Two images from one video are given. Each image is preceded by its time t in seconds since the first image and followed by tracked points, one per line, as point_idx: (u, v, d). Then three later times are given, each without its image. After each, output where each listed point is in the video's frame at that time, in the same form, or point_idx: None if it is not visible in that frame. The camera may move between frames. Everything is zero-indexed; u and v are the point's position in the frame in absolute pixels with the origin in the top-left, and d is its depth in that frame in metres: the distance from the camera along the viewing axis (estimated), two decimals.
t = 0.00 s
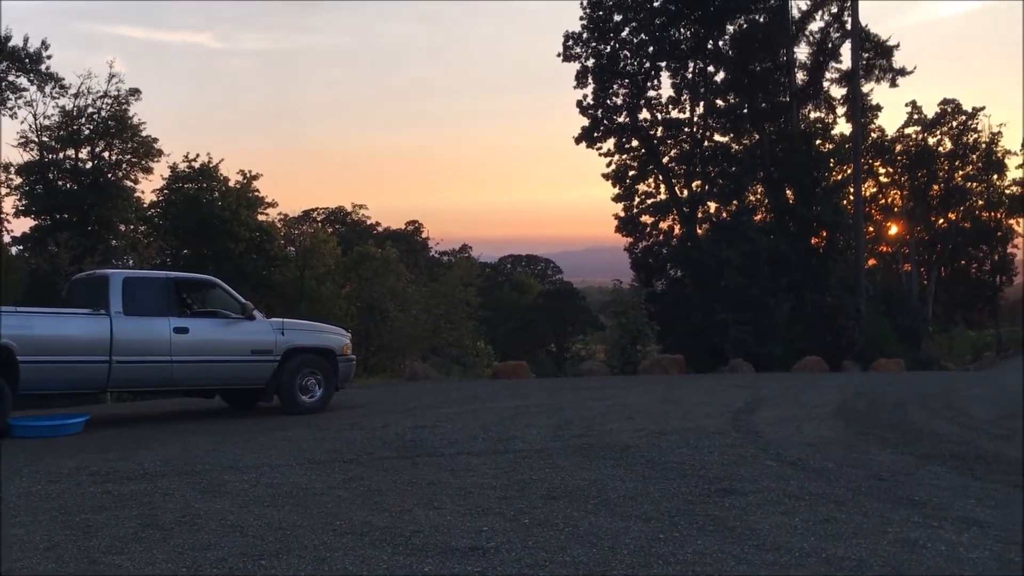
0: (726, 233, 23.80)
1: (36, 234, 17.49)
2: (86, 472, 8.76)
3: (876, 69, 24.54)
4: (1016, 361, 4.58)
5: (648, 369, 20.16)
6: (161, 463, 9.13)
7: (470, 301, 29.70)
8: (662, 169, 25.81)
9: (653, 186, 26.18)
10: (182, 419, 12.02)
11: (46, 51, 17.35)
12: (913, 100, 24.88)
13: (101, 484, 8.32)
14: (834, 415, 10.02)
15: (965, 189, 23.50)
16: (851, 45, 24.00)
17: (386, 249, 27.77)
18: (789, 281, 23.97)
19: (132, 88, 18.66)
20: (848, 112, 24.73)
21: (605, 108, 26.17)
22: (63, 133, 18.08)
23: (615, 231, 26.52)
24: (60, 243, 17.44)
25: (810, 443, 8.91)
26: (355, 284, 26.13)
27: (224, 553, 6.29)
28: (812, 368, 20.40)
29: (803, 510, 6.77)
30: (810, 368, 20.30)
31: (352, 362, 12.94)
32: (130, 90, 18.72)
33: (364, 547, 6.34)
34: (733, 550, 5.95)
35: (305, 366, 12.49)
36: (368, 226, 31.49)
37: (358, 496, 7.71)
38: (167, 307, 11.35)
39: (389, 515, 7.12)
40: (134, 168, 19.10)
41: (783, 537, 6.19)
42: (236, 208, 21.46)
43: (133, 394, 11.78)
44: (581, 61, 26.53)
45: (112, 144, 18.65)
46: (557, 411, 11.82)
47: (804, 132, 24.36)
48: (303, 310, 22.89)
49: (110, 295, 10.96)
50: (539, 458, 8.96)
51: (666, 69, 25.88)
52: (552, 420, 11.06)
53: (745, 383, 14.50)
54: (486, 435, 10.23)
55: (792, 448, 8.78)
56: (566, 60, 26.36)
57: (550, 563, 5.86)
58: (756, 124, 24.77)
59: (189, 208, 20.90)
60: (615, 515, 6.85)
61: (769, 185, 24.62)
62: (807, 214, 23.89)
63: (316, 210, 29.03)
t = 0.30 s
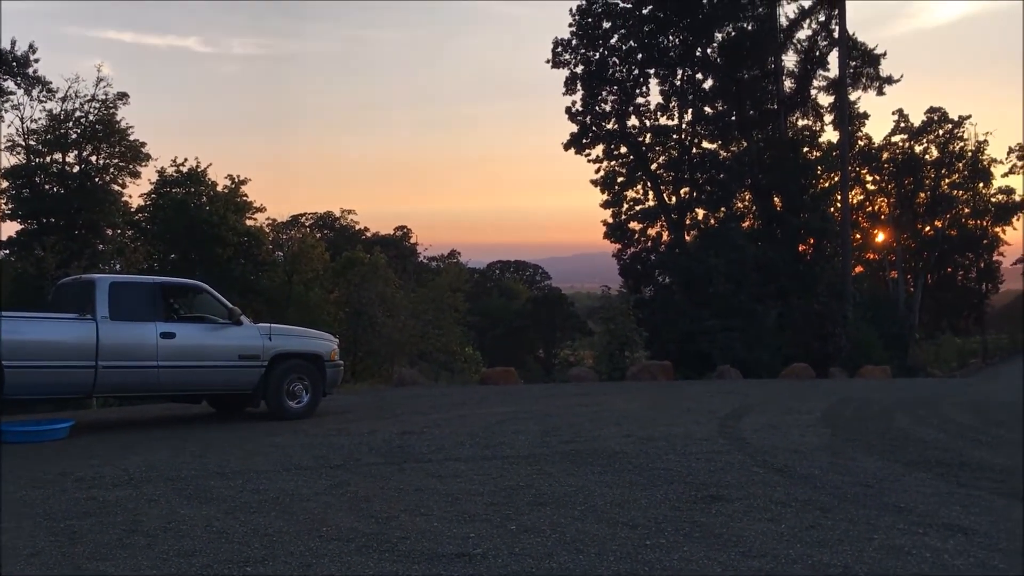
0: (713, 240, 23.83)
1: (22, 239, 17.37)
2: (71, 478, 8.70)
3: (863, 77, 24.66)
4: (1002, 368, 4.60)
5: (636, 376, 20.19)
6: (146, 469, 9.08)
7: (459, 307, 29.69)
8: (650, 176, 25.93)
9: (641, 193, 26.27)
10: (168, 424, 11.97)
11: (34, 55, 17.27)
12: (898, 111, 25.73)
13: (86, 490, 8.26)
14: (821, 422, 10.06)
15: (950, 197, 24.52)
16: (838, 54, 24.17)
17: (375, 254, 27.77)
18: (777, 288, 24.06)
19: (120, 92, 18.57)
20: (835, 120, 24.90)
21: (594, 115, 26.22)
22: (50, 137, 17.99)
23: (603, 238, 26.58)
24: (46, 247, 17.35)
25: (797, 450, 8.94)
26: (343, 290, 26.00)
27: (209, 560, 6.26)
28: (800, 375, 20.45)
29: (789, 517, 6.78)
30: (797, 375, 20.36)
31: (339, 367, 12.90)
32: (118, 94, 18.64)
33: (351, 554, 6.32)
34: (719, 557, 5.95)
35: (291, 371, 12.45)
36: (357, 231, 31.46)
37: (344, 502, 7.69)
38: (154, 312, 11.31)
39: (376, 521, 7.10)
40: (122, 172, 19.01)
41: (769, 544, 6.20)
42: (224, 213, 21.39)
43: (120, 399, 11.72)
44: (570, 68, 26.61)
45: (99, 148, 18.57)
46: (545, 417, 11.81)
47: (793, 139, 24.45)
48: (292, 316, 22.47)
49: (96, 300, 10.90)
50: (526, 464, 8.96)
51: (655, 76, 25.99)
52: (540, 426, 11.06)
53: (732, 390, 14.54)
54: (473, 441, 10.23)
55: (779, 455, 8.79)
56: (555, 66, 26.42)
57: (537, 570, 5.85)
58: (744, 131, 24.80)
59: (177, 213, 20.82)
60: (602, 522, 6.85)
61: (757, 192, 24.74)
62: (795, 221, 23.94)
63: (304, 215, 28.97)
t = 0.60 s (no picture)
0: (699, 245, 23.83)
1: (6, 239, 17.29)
2: (53, 479, 8.63)
3: (850, 84, 24.84)
4: (987, 374, 4.63)
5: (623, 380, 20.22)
6: (130, 471, 9.01)
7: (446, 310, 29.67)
8: (637, 180, 25.94)
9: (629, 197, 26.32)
10: (152, 426, 11.90)
11: (20, 54, 17.21)
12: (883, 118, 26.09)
13: (68, 491, 8.19)
14: (805, 427, 10.10)
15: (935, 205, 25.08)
16: (825, 61, 24.32)
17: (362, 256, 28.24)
18: (763, 293, 24.15)
19: (106, 92, 18.52)
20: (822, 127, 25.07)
21: (582, 119, 26.29)
22: (35, 136, 17.94)
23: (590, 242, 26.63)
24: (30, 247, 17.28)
25: (782, 455, 8.97)
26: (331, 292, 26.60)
27: (192, 562, 6.21)
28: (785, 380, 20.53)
29: (774, 522, 6.80)
30: (782, 380, 20.44)
31: (325, 369, 12.87)
32: (105, 94, 18.60)
33: (335, 557, 6.29)
34: (704, 562, 5.96)
35: (277, 373, 12.40)
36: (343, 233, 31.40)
37: (329, 505, 7.67)
38: (139, 312, 11.25)
39: (360, 524, 7.08)
40: (108, 172, 18.97)
41: (754, 548, 6.21)
42: (210, 214, 21.40)
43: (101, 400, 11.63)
44: (558, 72, 26.65)
45: (85, 148, 18.54)
46: (531, 421, 11.81)
47: (779, 145, 24.59)
48: (278, 318, 22.70)
49: (81, 299, 10.79)
50: (511, 468, 8.96)
51: (643, 81, 26.08)
52: (526, 430, 11.06)
53: (718, 395, 14.59)
54: (459, 444, 10.22)
55: (764, 459, 8.82)
56: (543, 70, 26.47)
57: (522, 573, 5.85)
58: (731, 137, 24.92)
59: (164, 214, 20.77)
60: (587, 526, 6.85)
61: (744, 198, 24.93)
62: (781, 227, 24.04)
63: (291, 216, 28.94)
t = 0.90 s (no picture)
0: (681, 248, 23.91)
1: None
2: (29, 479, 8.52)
3: (830, 88, 24.98)
4: (962, 380, 4.67)
5: (604, 382, 20.26)
6: (106, 471, 8.92)
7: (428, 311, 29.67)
8: (619, 182, 26.01)
9: (611, 200, 26.37)
10: (129, 426, 11.79)
11: None
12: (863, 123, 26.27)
13: (42, 492, 8.09)
14: (785, 430, 10.15)
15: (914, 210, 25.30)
16: (806, 65, 24.50)
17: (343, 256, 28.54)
18: (743, 296, 24.26)
19: (85, 89, 18.32)
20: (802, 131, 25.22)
21: (565, 121, 26.31)
22: (12, 133, 17.73)
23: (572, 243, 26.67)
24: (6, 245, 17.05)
25: (761, 457, 9.01)
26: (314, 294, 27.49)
27: (168, 564, 6.16)
28: (764, 382, 20.63)
29: (753, 524, 6.82)
30: (762, 382, 20.54)
31: (305, 370, 12.82)
32: (84, 91, 18.40)
33: (313, 558, 6.26)
34: (682, 564, 5.97)
35: (256, 374, 12.35)
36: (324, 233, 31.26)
37: (308, 506, 7.63)
38: (117, 311, 11.16)
39: (339, 525, 7.05)
40: (86, 169, 18.77)
41: (732, 550, 6.24)
42: (191, 213, 21.20)
43: (79, 400, 11.52)
44: (541, 73, 26.67)
45: (64, 145, 18.34)
46: (511, 422, 11.80)
47: (760, 149, 24.69)
48: (259, 318, 22.48)
49: (58, 298, 10.69)
50: (491, 469, 8.94)
51: (625, 84, 26.14)
52: (506, 431, 11.05)
53: (698, 396, 14.64)
54: (439, 445, 10.19)
55: (743, 461, 8.86)
56: (526, 71, 26.50)
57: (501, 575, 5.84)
58: (713, 140, 25.04)
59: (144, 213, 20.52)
60: (567, 528, 6.85)
61: (724, 202, 25.00)
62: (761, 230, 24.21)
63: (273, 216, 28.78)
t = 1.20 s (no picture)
0: (661, 252, 23.98)
1: None
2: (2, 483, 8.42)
3: (809, 94, 25.14)
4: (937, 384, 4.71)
5: (584, 386, 20.28)
6: (82, 475, 8.83)
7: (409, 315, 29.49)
8: (600, 186, 26.07)
9: (591, 203, 26.43)
10: (105, 429, 11.68)
11: None
12: (842, 128, 26.49)
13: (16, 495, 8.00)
14: (763, 433, 10.19)
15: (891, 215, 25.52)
16: (785, 71, 24.68)
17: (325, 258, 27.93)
18: (722, 300, 24.37)
19: (63, 89, 18.19)
20: (781, 136, 25.39)
21: (545, 125, 26.35)
22: None
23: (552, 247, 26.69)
24: None
25: (739, 460, 9.05)
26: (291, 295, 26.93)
27: (143, 568, 6.11)
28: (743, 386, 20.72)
29: (731, 527, 6.85)
30: (740, 386, 20.64)
31: (284, 372, 12.77)
32: (61, 91, 18.26)
33: (290, 562, 6.23)
34: (661, 567, 5.98)
35: (234, 377, 12.27)
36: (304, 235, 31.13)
37: (286, 510, 7.59)
38: (93, 314, 11.05)
39: (317, 529, 7.02)
40: (64, 170, 18.61)
41: (710, 554, 6.26)
42: (169, 214, 21.04)
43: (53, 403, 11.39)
44: (522, 77, 26.71)
45: (40, 146, 18.18)
46: (491, 426, 11.78)
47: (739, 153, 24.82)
48: (237, 321, 22.28)
49: (33, 301, 10.58)
50: (471, 472, 8.93)
51: (606, 88, 26.20)
52: (486, 434, 11.03)
53: (677, 401, 14.68)
54: (418, 449, 10.16)
55: (721, 465, 8.89)
56: (508, 75, 26.52)
57: None
58: (693, 145, 25.16)
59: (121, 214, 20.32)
60: (546, 531, 6.85)
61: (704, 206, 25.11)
62: (740, 234, 24.35)
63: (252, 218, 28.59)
